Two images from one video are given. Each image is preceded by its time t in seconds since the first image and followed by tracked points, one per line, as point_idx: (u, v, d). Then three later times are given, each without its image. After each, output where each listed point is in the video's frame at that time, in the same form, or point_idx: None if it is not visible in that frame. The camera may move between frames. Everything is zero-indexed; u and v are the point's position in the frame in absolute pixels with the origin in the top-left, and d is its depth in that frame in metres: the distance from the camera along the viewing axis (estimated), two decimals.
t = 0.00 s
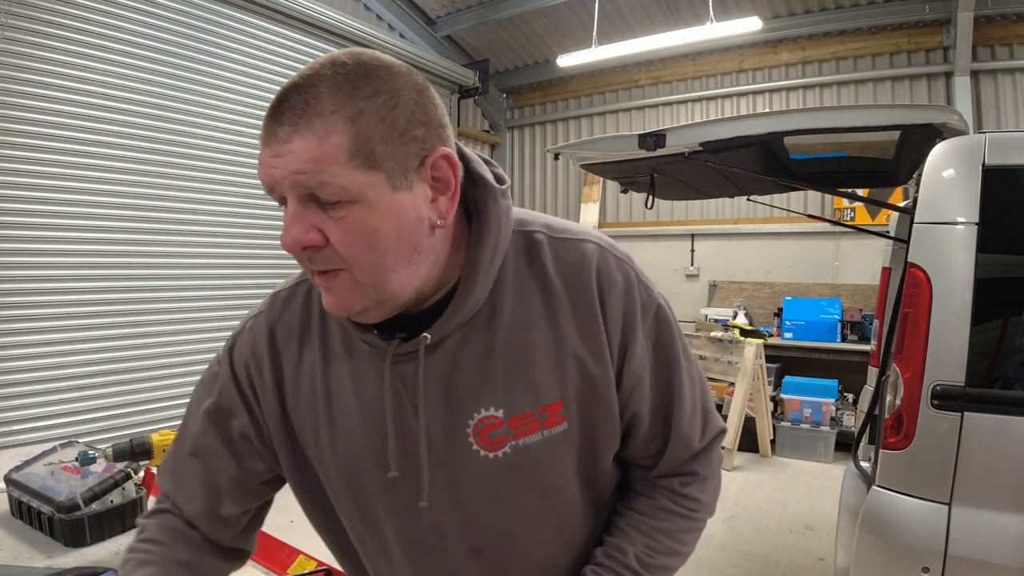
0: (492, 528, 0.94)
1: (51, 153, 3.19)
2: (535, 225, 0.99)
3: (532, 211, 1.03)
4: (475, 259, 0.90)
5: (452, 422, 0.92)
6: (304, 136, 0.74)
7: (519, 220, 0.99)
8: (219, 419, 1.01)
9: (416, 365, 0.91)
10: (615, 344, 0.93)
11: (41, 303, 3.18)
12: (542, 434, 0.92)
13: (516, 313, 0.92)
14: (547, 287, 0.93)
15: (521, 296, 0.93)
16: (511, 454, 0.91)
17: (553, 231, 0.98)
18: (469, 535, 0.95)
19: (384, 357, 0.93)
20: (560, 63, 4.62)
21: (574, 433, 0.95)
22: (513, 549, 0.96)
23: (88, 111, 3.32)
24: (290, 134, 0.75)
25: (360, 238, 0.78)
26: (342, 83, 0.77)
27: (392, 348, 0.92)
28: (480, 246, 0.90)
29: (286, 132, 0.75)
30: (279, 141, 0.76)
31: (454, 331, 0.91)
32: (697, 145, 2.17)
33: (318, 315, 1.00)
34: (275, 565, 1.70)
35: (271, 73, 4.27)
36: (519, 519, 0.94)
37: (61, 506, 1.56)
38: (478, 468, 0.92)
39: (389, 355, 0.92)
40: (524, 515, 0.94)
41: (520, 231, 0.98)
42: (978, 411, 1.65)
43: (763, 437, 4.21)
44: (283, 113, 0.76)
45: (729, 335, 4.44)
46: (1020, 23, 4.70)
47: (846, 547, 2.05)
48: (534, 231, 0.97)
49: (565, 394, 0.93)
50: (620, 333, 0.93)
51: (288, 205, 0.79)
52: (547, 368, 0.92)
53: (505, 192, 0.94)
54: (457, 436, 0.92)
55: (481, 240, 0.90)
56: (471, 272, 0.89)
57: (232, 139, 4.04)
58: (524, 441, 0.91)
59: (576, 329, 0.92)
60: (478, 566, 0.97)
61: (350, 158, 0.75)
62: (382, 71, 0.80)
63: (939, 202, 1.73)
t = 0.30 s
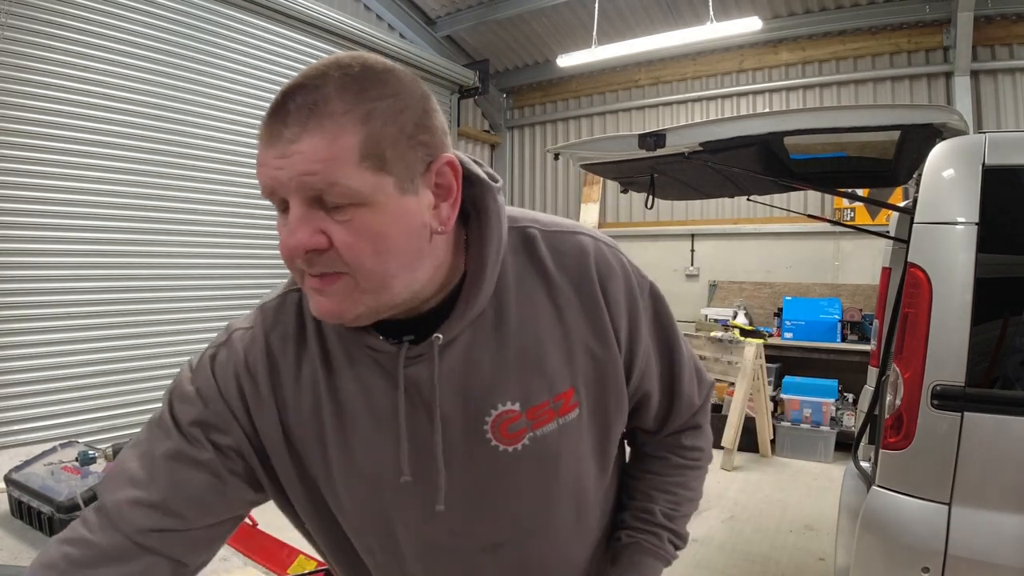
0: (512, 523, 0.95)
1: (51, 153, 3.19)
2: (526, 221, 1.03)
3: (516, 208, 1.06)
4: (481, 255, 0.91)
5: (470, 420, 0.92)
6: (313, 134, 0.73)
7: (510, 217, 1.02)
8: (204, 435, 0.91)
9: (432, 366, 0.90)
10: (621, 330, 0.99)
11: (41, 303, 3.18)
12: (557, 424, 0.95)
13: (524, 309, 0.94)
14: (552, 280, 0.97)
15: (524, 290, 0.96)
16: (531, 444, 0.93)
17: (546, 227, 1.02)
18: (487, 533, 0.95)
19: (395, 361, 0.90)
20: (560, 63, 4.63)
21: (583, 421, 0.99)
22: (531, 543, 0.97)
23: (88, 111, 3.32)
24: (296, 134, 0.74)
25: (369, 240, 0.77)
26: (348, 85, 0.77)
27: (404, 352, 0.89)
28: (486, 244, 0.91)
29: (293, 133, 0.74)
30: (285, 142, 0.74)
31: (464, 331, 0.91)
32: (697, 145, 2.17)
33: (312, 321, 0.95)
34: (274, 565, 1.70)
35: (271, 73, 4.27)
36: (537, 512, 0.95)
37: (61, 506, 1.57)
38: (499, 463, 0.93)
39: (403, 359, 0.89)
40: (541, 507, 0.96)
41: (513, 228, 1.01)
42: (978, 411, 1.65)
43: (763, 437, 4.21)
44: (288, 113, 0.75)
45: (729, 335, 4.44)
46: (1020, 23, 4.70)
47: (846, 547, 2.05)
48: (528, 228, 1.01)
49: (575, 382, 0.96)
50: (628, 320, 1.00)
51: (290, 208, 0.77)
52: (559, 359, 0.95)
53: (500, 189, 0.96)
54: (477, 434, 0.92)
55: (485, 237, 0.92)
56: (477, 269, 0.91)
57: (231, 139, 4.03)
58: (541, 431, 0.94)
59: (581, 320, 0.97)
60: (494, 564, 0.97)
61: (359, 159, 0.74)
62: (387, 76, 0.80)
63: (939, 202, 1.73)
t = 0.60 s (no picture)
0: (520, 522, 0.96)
1: (51, 153, 3.19)
2: (519, 221, 1.04)
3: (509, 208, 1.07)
4: (482, 255, 0.93)
5: (477, 421, 0.93)
6: (405, 130, 0.77)
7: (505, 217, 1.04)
8: (197, 452, 0.91)
9: (438, 372, 0.90)
10: (621, 325, 1.01)
11: (41, 303, 3.18)
12: (563, 419, 0.96)
13: (526, 308, 0.96)
14: (550, 279, 0.99)
15: (524, 288, 0.97)
16: (539, 442, 0.94)
17: (540, 226, 1.03)
18: (495, 533, 0.95)
19: (404, 370, 0.90)
20: (560, 63, 4.62)
21: (587, 417, 1.00)
22: (537, 542, 0.98)
23: (88, 111, 3.33)
24: (386, 127, 0.76)
25: (443, 235, 0.83)
26: (421, 85, 0.81)
27: (414, 361, 0.89)
28: (487, 246, 0.93)
29: (383, 124, 0.76)
30: (370, 133, 0.76)
31: (468, 334, 0.92)
32: (697, 145, 2.17)
33: (306, 330, 0.94)
34: (273, 565, 1.70)
35: (272, 73, 4.27)
36: (544, 512, 0.96)
37: (61, 505, 1.57)
38: (507, 462, 0.94)
39: (414, 369, 0.89)
40: (548, 507, 0.97)
41: (508, 229, 1.02)
42: (978, 411, 1.65)
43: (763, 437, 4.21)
44: (372, 104, 0.77)
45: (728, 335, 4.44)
46: (1020, 23, 4.70)
47: (846, 547, 2.05)
48: (524, 228, 1.02)
49: (578, 378, 0.98)
50: (626, 313, 1.03)
51: (364, 203, 0.79)
52: (560, 357, 0.96)
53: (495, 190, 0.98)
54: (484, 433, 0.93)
55: (486, 239, 0.94)
56: (479, 270, 0.92)
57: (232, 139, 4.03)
58: (548, 427, 0.95)
59: (581, 317, 0.99)
60: (504, 564, 0.97)
61: (446, 160, 0.82)
62: (437, 81, 0.85)
63: (939, 203, 1.73)
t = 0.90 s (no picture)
0: (525, 525, 0.95)
1: (51, 153, 3.18)
2: (536, 224, 1.04)
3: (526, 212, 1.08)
4: (497, 259, 0.93)
5: (486, 423, 0.93)
6: (433, 131, 0.78)
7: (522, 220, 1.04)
8: (209, 450, 0.93)
9: (450, 373, 0.91)
10: (635, 332, 1.01)
11: (41, 303, 3.18)
12: (572, 425, 0.96)
13: (539, 311, 0.95)
14: (565, 283, 0.98)
15: (538, 291, 0.97)
16: (546, 446, 0.94)
17: (557, 231, 1.04)
18: (500, 535, 0.95)
19: (418, 371, 0.90)
20: (560, 62, 4.62)
21: (596, 421, 1.00)
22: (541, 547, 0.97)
23: (88, 112, 3.32)
24: (414, 127, 0.77)
25: (465, 236, 0.84)
26: (448, 85, 0.82)
27: (427, 360, 0.89)
28: (502, 251, 0.93)
29: (411, 125, 0.77)
30: (398, 133, 0.77)
31: (480, 335, 0.92)
32: (697, 145, 2.17)
33: (320, 326, 0.95)
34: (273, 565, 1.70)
35: (272, 73, 4.28)
36: (550, 517, 0.96)
37: (61, 505, 1.56)
38: (515, 465, 0.94)
39: (425, 368, 0.89)
40: (554, 511, 0.96)
41: (524, 232, 1.02)
42: (978, 411, 1.65)
43: (763, 437, 4.21)
44: (400, 105, 0.78)
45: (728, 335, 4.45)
46: (1020, 22, 4.70)
47: (846, 547, 2.05)
48: (540, 232, 1.02)
49: (587, 383, 0.98)
50: (639, 320, 1.02)
51: (389, 203, 0.80)
52: (571, 361, 0.96)
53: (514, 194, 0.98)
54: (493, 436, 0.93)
55: (502, 243, 0.94)
56: (494, 271, 0.92)
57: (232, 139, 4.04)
58: (557, 432, 0.95)
59: (594, 322, 0.99)
60: (507, 566, 0.97)
61: (472, 160, 0.83)
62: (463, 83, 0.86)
63: (939, 202, 1.73)
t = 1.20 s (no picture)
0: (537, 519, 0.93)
1: (51, 154, 3.19)
2: (580, 222, 1.02)
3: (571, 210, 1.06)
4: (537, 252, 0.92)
5: (506, 413, 0.91)
6: (487, 111, 0.78)
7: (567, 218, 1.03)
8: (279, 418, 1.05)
9: (478, 356, 0.91)
10: (669, 334, 0.97)
11: (42, 303, 3.19)
12: (594, 422, 0.93)
13: (572, 304, 0.94)
14: (602, 280, 0.96)
15: (574, 287, 0.95)
16: (568, 441, 0.92)
17: (600, 231, 1.01)
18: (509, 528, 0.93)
19: (448, 349, 0.91)
20: (560, 62, 4.62)
21: (623, 418, 0.97)
22: (556, 545, 0.94)
23: (88, 111, 3.32)
24: (471, 108, 0.78)
25: (521, 212, 0.84)
26: (500, 66, 0.82)
27: (457, 339, 0.90)
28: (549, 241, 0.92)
29: (467, 105, 0.78)
30: (455, 113, 0.78)
31: (513, 321, 0.92)
32: (697, 145, 2.17)
33: (358, 303, 0.97)
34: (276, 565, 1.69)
35: (272, 73, 4.27)
36: (569, 514, 0.93)
37: (61, 505, 1.56)
38: (534, 457, 0.91)
39: (455, 346, 0.91)
40: (573, 508, 0.93)
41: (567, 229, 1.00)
42: (978, 411, 1.65)
43: (763, 437, 4.21)
44: (457, 85, 0.78)
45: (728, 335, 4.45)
46: (1020, 22, 4.70)
47: (846, 547, 2.05)
48: (582, 230, 1.01)
49: (615, 381, 0.95)
50: (676, 326, 0.99)
51: (446, 182, 0.81)
52: (601, 357, 0.94)
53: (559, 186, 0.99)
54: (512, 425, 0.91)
55: (545, 234, 0.93)
56: (536, 258, 0.92)
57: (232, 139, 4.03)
58: (579, 427, 0.92)
59: (628, 321, 0.96)
60: (520, 563, 0.94)
61: (524, 139, 0.83)
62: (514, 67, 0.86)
63: (939, 202, 1.74)
